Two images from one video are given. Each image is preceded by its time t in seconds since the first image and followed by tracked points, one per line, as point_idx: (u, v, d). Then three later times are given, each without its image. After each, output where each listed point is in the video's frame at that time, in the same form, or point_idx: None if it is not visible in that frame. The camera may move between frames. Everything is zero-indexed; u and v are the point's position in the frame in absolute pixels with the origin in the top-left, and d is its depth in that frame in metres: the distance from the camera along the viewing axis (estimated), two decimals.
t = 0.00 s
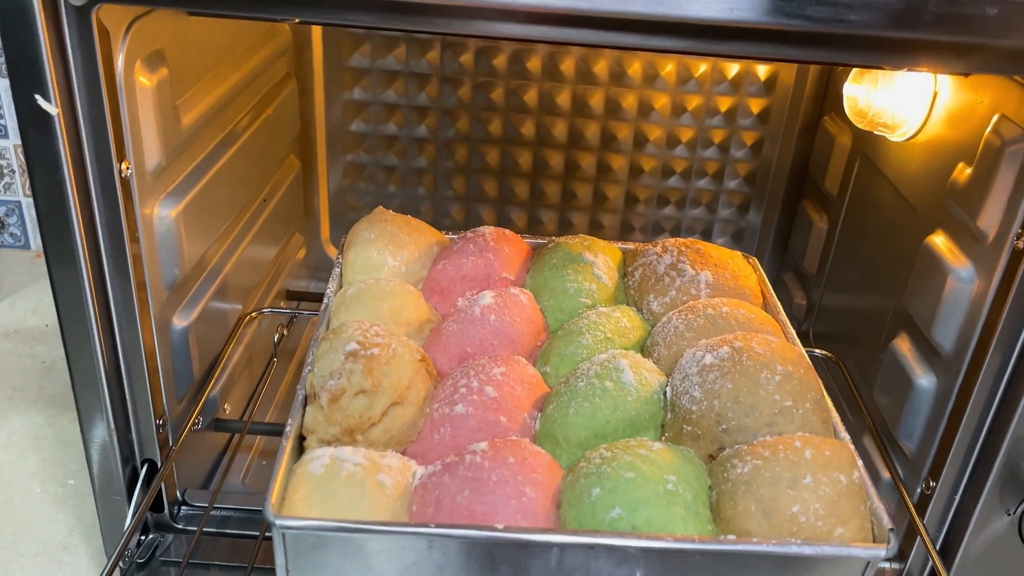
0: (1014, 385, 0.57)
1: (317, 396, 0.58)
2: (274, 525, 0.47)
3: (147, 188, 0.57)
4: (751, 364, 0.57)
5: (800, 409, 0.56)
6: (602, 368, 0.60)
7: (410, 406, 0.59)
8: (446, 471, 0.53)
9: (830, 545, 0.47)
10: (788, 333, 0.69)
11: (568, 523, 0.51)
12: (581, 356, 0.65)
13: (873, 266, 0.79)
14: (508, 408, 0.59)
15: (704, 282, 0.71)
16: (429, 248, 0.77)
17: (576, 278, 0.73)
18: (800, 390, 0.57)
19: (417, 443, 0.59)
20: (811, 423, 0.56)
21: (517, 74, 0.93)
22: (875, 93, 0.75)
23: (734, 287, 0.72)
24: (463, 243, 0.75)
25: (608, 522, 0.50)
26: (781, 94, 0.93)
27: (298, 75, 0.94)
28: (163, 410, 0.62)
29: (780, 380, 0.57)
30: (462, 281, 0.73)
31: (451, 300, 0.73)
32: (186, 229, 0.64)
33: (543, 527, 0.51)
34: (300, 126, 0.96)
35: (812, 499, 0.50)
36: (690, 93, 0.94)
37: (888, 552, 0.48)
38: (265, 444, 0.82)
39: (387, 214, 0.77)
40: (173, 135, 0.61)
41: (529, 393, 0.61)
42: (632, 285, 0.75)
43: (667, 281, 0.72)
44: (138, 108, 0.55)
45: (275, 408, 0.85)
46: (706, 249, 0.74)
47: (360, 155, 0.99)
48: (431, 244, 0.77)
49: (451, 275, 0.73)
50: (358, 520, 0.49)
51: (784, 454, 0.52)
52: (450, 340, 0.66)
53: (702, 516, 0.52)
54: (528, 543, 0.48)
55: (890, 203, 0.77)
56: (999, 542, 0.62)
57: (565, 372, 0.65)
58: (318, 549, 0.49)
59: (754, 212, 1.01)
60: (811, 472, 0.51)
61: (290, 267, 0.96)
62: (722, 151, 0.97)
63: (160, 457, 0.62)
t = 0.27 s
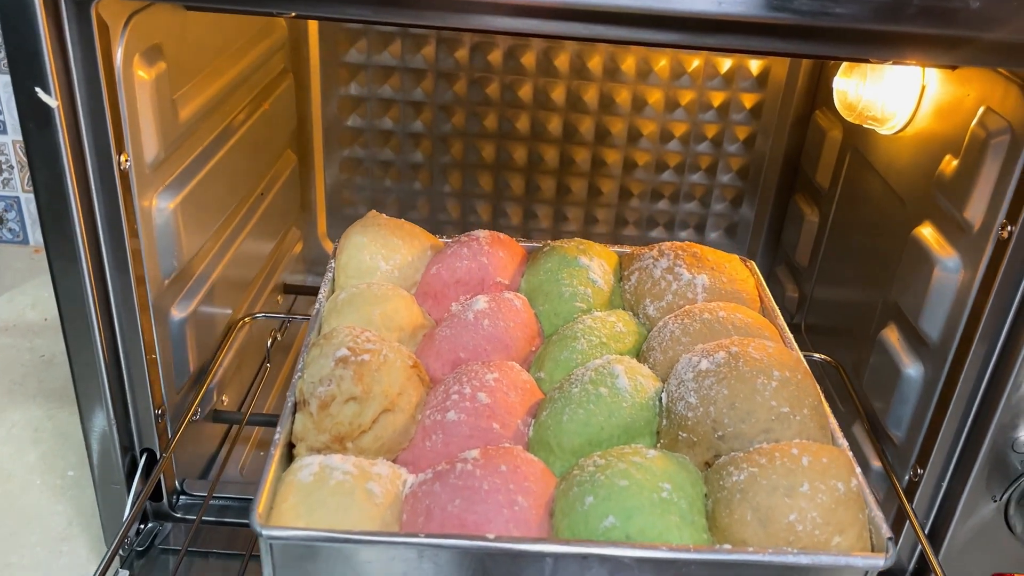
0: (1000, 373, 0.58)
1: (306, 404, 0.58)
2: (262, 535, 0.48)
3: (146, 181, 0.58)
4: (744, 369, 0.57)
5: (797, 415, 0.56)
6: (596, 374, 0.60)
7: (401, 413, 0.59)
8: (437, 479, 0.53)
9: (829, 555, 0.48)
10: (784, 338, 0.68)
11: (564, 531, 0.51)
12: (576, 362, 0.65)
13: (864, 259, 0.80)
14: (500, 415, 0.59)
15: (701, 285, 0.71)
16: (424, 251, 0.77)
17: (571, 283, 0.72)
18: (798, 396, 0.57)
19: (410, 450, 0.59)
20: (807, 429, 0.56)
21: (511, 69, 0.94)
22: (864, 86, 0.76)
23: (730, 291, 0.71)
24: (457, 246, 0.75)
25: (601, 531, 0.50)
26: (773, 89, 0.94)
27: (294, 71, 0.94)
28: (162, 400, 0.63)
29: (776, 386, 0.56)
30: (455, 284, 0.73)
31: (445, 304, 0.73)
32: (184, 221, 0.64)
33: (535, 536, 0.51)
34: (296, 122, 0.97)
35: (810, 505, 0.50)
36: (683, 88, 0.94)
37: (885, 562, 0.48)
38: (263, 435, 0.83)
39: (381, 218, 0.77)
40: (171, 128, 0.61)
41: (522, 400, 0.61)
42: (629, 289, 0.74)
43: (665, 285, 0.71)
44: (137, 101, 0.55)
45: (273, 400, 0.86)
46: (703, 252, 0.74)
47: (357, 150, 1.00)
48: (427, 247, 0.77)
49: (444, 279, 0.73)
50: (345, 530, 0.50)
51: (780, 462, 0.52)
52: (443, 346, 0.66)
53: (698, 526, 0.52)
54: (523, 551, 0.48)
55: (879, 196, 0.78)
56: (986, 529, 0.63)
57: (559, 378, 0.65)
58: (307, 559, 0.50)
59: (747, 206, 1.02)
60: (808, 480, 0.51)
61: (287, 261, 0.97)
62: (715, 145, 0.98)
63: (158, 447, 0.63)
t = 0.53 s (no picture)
0: (991, 362, 0.59)
1: (299, 414, 0.57)
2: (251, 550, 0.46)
3: (151, 175, 0.59)
4: (744, 381, 0.54)
5: (796, 430, 0.54)
6: (594, 383, 0.58)
7: (395, 424, 0.58)
8: (429, 493, 0.51)
9: None
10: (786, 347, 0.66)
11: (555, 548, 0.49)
12: (574, 371, 0.63)
13: (858, 253, 0.81)
14: (496, 426, 0.57)
15: (703, 293, 0.68)
16: (422, 256, 0.75)
17: (571, 289, 0.70)
18: (797, 409, 0.54)
19: (404, 463, 0.57)
20: (807, 442, 0.54)
21: (510, 65, 0.95)
22: (858, 82, 0.77)
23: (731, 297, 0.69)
24: (455, 251, 0.73)
25: (595, 548, 0.48)
26: (769, 85, 0.96)
27: (295, 67, 0.95)
28: (167, 392, 0.64)
29: (775, 399, 0.54)
30: (454, 291, 0.71)
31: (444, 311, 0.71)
32: (188, 216, 0.65)
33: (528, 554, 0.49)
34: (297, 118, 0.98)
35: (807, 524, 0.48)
36: (680, 85, 0.95)
37: None
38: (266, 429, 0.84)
39: (376, 223, 0.76)
40: (176, 124, 0.62)
41: (519, 411, 0.59)
42: (629, 295, 0.71)
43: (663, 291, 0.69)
44: (143, 97, 0.56)
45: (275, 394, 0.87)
46: (705, 258, 0.71)
47: (357, 147, 1.01)
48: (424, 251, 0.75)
49: (443, 285, 0.71)
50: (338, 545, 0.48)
51: (778, 477, 0.50)
52: (440, 354, 0.64)
53: (691, 544, 0.50)
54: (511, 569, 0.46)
55: (874, 190, 0.79)
56: (978, 517, 0.64)
57: (557, 387, 0.63)
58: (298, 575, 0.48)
59: (743, 201, 1.03)
60: (807, 497, 0.49)
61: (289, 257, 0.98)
62: (711, 141, 0.99)
63: (164, 439, 0.64)
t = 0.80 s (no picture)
0: (991, 355, 0.60)
1: (303, 423, 0.56)
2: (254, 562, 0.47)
3: (160, 172, 0.59)
4: (750, 388, 0.54)
5: (803, 438, 0.54)
6: (600, 390, 0.58)
7: (399, 433, 0.57)
8: (434, 503, 0.52)
9: None
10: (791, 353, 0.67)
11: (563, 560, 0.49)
12: (578, 377, 0.63)
13: (858, 248, 0.82)
14: (501, 434, 0.57)
15: (707, 298, 0.69)
16: (425, 260, 0.75)
17: (575, 295, 0.71)
18: (805, 418, 0.55)
19: (408, 470, 0.57)
20: (815, 452, 0.54)
21: (512, 63, 0.95)
22: (859, 78, 0.78)
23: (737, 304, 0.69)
24: (457, 255, 0.74)
25: (602, 559, 0.48)
26: (769, 82, 0.96)
27: (298, 65, 0.96)
28: (175, 387, 0.64)
29: (783, 408, 0.54)
30: (456, 296, 0.71)
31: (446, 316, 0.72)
32: (195, 213, 0.66)
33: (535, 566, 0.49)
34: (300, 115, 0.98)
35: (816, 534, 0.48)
36: (681, 82, 0.96)
37: None
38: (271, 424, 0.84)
39: (380, 227, 0.76)
40: (184, 121, 0.63)
41: (523, 418, 0.59)
42: (634, 299, 0.72)
43: (669, 297, 0.69)
44: (152, 94, 0.57)
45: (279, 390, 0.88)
46: (710, 263, 0.72)
47: (359, 144, 1.01)
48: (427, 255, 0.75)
49: (445, 290, 0.71)
50: (342, 558, 0.48)
51: (785, 489, 0.50)
52: (443, 362, 0.64)
53: (699, 556, 0.50)
54: None
55: (874, 186, 0.80)
56: (978, 509, 0.65)
57: (561, 394, 0.63)
58: None
59: (743, 198, 1.04)
60: (815, 508, 0.49)
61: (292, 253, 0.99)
62: (712, 138, 1.00)
63: (172, 433, 0.64)
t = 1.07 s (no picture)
0: (986, 349, 0.61)
1: (296, 449, 0.57)
2: None
3: (163, 170, 0.60)
4: (759, 416, 0.54)
5: (812, 464, 0.53)
6: (601, 412, 0.58)
7: (394, 458, 0.57)
8: (429, 534, 0.51)
9: None
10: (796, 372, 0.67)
11: None
12: (579, 397, 0.63)
13: (855, 245, 0.83)
14: (499, 459, 0.57)
15: (712, 312, 0.69)
16: (422, 276, 0.75)
17: (576, 311, 0.71)
18: (814, 443, 0.54)
19: (404, 497, 0.57)
20: (824, 475, 0.54)
21: (510, 61, 0.96)
22: (855, 76, 0.78)
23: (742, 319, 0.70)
24: (455, 271, 0.74)
25: None
26: (766, 80, 0.97)
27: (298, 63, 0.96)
28: (179, 383, 0.65)
29: (791, 432, 0.54)
30: (454, 312, 0.71)
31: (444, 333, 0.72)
32: (197, 211, 0.66)
33: None
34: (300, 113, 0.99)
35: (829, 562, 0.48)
36: (678, 79, 0.97)
37: None
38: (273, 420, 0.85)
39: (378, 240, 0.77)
40: (186, 119, 0.63)
41: (521, 444, 0.59)
42: (636, 314, 0.73)
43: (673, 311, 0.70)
44: (156, 92, 0.57)
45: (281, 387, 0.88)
46: (714, 276, 0.73)
47: (359, 142, 1.02)
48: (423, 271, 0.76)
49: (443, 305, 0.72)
50: None
51: (796, 518, 0.49)
52: (439, 383, 0.64)
53: None
54: None
55: (870, 183, 0.81)
56: (974, 502, 0.66)
57: (561, 414, 0.63)
58: None
59: (741, 195, 1.04)
60: (825, 539, 0.48)
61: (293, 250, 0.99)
62: (709, 135, 1.00)
63: (176, 429, 0.65)
